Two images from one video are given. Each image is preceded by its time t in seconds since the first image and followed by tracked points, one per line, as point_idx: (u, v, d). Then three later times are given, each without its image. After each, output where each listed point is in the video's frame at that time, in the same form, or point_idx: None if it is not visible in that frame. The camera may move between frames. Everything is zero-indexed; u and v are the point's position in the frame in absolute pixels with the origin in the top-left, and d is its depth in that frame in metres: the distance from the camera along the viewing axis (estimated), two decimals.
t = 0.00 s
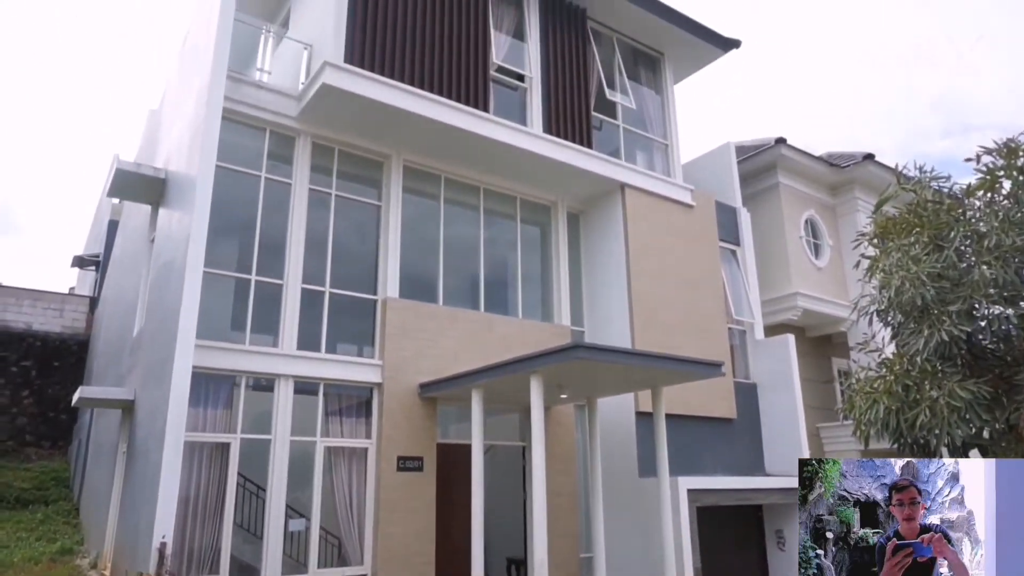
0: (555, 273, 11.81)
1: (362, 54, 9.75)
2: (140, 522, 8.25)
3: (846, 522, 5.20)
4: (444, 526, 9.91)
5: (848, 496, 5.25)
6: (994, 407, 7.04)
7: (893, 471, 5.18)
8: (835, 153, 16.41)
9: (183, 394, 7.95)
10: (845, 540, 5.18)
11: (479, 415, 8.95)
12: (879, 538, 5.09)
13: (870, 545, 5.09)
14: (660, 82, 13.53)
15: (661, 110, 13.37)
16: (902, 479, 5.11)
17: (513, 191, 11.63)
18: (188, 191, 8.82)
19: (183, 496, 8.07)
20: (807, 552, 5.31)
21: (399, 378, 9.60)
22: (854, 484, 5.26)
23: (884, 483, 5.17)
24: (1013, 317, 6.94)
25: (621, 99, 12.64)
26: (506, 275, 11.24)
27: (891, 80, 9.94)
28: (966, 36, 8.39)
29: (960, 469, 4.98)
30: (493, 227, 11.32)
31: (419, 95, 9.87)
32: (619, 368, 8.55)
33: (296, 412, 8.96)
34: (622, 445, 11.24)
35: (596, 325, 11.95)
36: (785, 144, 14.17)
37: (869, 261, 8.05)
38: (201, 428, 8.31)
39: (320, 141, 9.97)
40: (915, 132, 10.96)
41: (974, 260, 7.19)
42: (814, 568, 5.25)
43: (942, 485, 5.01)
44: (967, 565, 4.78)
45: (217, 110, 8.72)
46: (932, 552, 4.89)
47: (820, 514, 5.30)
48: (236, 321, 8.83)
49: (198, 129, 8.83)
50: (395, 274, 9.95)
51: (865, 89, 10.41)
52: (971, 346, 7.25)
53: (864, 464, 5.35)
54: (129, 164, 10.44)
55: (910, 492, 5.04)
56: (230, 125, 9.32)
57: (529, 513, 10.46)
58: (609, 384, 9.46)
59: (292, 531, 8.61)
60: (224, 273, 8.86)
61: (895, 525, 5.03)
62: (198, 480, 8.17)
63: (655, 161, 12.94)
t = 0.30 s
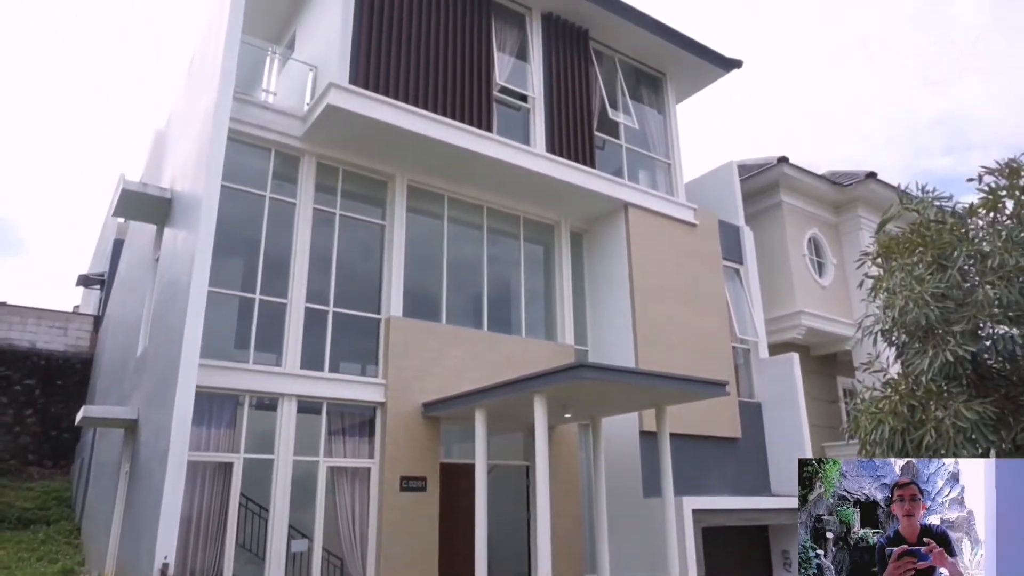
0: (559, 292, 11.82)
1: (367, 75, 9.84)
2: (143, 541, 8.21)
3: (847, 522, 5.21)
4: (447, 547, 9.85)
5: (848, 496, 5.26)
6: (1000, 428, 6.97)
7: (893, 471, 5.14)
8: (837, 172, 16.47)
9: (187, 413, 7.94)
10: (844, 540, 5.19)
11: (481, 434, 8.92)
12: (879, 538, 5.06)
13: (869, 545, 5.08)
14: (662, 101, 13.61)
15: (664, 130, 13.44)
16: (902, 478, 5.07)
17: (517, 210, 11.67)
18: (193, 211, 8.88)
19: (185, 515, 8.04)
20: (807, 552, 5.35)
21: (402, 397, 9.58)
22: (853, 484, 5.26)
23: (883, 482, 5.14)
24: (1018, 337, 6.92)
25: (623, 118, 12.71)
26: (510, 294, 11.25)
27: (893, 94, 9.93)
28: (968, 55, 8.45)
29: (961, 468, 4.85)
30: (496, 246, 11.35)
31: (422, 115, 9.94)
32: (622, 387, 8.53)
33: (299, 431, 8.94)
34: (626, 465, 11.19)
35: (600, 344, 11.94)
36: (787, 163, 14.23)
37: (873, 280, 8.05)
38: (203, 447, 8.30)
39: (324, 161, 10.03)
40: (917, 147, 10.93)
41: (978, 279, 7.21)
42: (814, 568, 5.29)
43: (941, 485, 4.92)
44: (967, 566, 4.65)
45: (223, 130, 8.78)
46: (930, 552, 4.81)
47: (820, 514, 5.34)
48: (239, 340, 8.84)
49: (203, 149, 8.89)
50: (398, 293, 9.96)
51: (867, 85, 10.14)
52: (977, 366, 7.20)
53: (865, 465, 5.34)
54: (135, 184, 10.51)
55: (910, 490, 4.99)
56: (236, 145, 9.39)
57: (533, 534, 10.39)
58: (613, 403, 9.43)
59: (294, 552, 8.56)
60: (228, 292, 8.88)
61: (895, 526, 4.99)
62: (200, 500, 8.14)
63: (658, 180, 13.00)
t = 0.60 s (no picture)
0: (562, 309, 11.82)
1: (371, 94, 9.92)
2: (145, 561, 8.18)
3: (846, 522, 5.15)
4: (450, 566, 9.79)
5: (848, 496, 5.21)
6: (1006, 447, 6.94)
7: (893, 472, 5.11)
8: (839, 188, 16.51)
9: (190, 431, 7.93)
10: (845, 540, 5.13)
11: (485, 453, 8.89)
12: (879, 538, 5.01)
13: (870, 544, 5.01)
14: (665, 120, 13.67)
15: (666, 147, 13.50)
16: (903, 478, 5.04)
17: (519, 227, 11.71)
18: (198, 230, 8.92)
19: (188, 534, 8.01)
20: (807, 552, 5.27)
21: (405, 416, 9.57)
22: (854, 484, 5.22)
23: (884, 482, 5.10)
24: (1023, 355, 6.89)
25: (625, 136, 12.77)
26: (513, 311, 11.25)
27: (895, 109, 9.99)
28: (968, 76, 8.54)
29: (961, 469, 4.83)
30: (499, 264, 11.37)
31: (426, 134, 10.00)
32: (626, 405, 8.50)
33: (302, 449, 8.93)
34: (630, 483, 11.14)
35: (603, 361, 11.92)
36: (790, 180, 14.27)
37: (876, 298, 8.06)
38: (206, 465, 8.28)
39: (328, 180, 10.09)
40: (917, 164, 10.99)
41: (982, 297, 7.21)
42: (814, 568, 5.21)
43: (941, 485, 4.89)
44: (967, 566, 4.60)
45: (228, 149, 8.83)
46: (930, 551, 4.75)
47: (820, 514, 5.27)
48: (243, 358, 8.84)
49: (208, 168, 8.93)
50: (401, 311, 9.97)
51: (868, 87, 10.11)
52: (982, 384, 7.17)
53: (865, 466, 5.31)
54: (141, 203, 10.58)
55: (912, 490, 4.95)
56: (240, 164, 9.45)
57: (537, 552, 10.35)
58: (617, 422, 9.41)
59: (296, 571, 8.53)
60: (232, 310, 8.90)
61: (895, 526, 4.94)
62: (202, 519, 8.11)
63: (660, 197, 13.04)
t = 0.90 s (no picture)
0: (564, 328, 11.82)
1: (374, 114, 9.99)
2: None
3: (847, 522, 5.33)
4: None
5: (848, 496, 5.39)
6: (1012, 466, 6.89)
7: (893, 471, 5.30)
8: (840, 205, 16.55)
9: (193, 450, 7.92)
10: (844, 540, 5.30)
11: (488, 473, 8.85)
12: (879, 538, 5.19)
13: (869, 544, 5.19)
14: (666, 138, 13.75)
15: (667, 166, 13.55)
16: (902, 479, 5.23)
17: (521, 246, 11.74)
18: (201, 249, 8.96)
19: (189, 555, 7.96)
20: (807, 552, 5.43)
21: (408, 435, 9.54)
22: (853, 484, 5.40)
23: (884, 482, 5.29)
24: None
25: (627, 155, 12.84)
26: (515, 329, 11.25)
27: (896, 126, 10.05)
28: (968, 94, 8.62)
29: (960, 469, 5.02)
30: (502, 282, 11.38)
31: (429, 154, 10.06)
32: (630, 424, 8.47)
33: (304, 469, 8.90)
34: (634, 502, 11.07)
35: (606, 379, 11.90)
36: (791, 198, 14.32)
37: (878, 316, 8.06)
38: (208, 484, 8.25)
39: (331, 199, 10.15)
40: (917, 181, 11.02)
41: (985, 315, 7.20)
42: (814, 568, 5.37)
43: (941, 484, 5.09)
44: (967, 565, 4.81)
45: (232, 169, 8.88)
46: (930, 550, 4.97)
47: (820, 514, 5.43)
48: (246, 377, 8.84)
49: (212, 188, 8.98)
50: (404, 329, 9.98)
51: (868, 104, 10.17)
52: (986, 402, 7.12)
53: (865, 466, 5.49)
54: (144, 222, 10.64)
55: (913, 492, 5.13)
56: (244, 184, 9.51)
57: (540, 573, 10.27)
58: (620, 441, 9.37)
59: None
60: (235, 329, 8.91)
61: (896, 526, 5.14)
62: (204, 539, 8.07)
63: (662, 216, 13.08)
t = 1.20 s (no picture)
0: (566, 344, 11.81)
1: (376, 132, 10.05)
2: None
3: (847, 522, 5.49)
4: None
5: (848, 496, 5.55)
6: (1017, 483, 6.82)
7: (892, 472, 5.50)
8: (841, 221, 16.58)
9: (194, 467, 7.90)
10: (844, 540, 5.46)
11: (490, 490, 8.81)
12: (878, 538, 5.39)
13: (870, 544, 5.38)
14: (666, 155, 13.80)
15: (668, 182, 13.60)
16: (901, 479, 5.44)
17: (523, 263, 11.76)
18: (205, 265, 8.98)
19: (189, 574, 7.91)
20: (807, 552, 5.55)
21: (410, 452, 9.51)
22: (854, 484, 5.57)
23: (884, 482, 5.48)
24: None
25: (628, 171, 12.89)
26: (517, 346, 11.24)
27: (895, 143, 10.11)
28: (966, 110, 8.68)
29: (960, 470, 5.31)
30: (504, 299, 11.39)
31: (431, 171, 10.10)
32: (632, 441, 8.44)
33: (306, 487, 8.86)
34: (637, 520, 11.01)
35: (609, 396, 11.88)
36: (792, 214, 14.35)
37: (879, 333, 8.06)
38: (210, 502, 8.22)
39: (333, 217, 10.19)
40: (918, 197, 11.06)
41: (987, 331, 7.18)
42: (814, 568, 5.50)
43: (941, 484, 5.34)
44: (968, 565, 5.07)
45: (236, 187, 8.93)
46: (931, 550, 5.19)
47: (820, 514, 5.56)
48: (247, 395, 8.83)
49: (215, 206, 9.02)
50: (406, 346, 9.98)
51: (868, 121, 10.22)
52: (991, 419, 7.07)
53: (864, 466, 5.67)
54: (148, 240, 10.68)
55: (911, 494, 5.35)
56: (246, 202, 9.55)
57: None
58: (624, 457, 9.34)
59: None
60: (236, 346, 8.91)
61: (895, 526, 5.35)
62: (204, 559, 8.02)
63: (664, 232, 13.11)
